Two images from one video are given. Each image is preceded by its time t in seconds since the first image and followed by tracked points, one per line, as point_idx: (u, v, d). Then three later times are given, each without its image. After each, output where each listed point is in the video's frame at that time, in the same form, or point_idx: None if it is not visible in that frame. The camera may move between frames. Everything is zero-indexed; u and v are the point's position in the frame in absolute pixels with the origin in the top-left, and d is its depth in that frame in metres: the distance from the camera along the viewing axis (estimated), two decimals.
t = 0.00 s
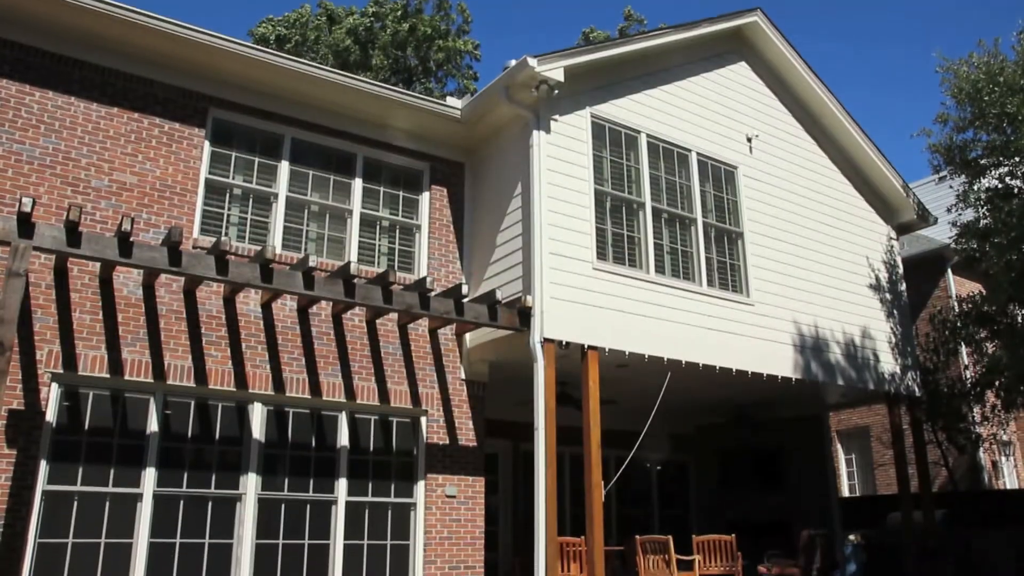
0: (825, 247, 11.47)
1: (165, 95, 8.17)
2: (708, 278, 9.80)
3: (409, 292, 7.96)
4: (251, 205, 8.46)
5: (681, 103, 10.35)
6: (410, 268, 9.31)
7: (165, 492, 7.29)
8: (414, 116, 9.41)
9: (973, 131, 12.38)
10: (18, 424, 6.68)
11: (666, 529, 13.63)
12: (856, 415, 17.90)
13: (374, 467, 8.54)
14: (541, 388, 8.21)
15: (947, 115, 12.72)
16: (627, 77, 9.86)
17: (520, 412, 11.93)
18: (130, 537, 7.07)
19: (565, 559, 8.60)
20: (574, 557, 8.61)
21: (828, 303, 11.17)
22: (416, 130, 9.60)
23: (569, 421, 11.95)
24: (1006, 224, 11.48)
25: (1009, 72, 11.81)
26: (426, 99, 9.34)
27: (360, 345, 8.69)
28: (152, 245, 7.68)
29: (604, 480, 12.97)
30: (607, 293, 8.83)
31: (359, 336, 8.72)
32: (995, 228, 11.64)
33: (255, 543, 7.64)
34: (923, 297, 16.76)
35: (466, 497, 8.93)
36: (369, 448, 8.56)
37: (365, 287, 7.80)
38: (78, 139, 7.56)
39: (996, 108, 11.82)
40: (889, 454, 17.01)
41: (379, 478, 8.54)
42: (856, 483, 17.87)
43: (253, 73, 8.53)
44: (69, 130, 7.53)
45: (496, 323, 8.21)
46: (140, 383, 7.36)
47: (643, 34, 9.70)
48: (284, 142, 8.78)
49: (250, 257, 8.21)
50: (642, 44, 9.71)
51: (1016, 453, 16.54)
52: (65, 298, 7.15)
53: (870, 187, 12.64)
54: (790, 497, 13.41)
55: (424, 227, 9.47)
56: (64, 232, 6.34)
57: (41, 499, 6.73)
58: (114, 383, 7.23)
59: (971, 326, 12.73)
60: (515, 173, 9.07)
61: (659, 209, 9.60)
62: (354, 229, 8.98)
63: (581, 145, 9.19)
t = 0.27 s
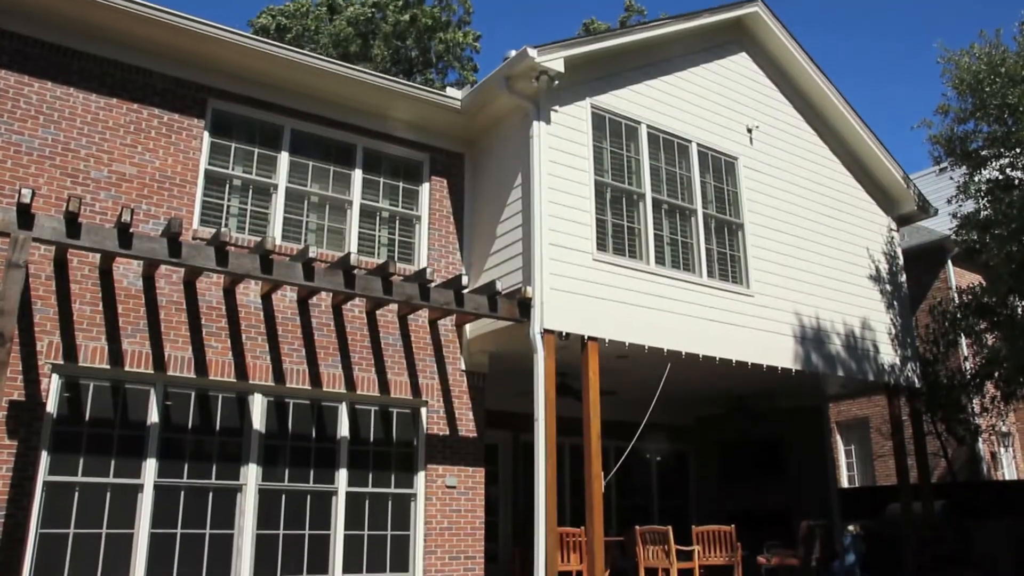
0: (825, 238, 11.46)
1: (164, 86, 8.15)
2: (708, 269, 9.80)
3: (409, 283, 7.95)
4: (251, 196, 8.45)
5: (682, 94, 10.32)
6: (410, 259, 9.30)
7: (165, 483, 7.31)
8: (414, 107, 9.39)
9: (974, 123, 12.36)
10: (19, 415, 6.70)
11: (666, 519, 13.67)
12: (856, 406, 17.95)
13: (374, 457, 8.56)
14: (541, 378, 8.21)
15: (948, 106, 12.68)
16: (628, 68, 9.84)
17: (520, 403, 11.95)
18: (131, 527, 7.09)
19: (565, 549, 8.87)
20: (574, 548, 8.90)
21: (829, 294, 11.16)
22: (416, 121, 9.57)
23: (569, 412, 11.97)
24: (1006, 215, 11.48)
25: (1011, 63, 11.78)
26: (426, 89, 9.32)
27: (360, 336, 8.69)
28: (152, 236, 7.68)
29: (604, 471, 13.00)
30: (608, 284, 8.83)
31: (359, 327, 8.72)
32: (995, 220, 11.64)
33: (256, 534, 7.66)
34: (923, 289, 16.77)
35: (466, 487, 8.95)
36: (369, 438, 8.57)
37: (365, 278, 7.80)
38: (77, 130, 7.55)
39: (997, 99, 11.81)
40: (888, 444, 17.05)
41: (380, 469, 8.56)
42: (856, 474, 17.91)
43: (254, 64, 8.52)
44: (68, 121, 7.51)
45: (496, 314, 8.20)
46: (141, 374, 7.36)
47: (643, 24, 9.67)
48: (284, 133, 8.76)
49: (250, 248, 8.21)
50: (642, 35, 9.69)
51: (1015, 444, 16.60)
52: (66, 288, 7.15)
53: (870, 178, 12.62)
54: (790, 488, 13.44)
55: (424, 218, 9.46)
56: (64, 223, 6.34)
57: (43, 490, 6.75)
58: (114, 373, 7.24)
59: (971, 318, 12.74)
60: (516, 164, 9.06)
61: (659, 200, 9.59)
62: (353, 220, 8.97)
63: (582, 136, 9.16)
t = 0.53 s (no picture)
0: (826, 228, 11.46)
1: (163, 75, 8.13)
2: (708, 259, 9.79)
3: (408, 273, 7.95)
4: (251, 186, 8.43)
5: (682, 84, 10.29)
6: (410, 249, 9.30)
7: (166, 472, 7.33)
8: (414, 96, 9.36)
9: (975, 113, 12.34)
10: (20, 405, 6.72)
11: (665, 509, 13.71)
12: (855, 396, 17.99)
13: (375, 447, 8.57)
14: (542, 368, 8.22)
15: (949, 96, 12.63)
16: (629, 57, 9.81)
17: (520, 393, 11.97)
18: (132, 517, 7.11)
19: (565, 538, 8.92)
20: (574, 536, 8.95)
21: (829, 284, 11.16)
22: (416, 110, 9.55)
23: (569, 402, 11.99)
24: (1006, 205, 11.46)
25: (1013, 53, 11.73)
26: (426, 78, 9.29)
27: (360, 325, 8.70)
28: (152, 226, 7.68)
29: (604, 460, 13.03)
30: (608, 273, 8.82)
31: (359, 317, 8.72)
32: (995, 210, 11.62)
33: (257, 523, 7.68)
34: (923, 279, 16.77)
35: (466, 477, 8.96)
36: (369, 428, 8.58)
37: (365, 268, 7.79)
38: (76, 120, 7.53)
39: (999, 89, 11.77)
40: (888, 434, 17.09)
41: (380, 459, 8.57)
42: (855, 464, 17.96)
43: (253, 53, 8.49)
44: (67, 111, 7.49)
45: (496, 304, 8.20)
46: (141, 364, 7.37)
47: (644, 13, 9.64)
48: (284, 122, 8.74)
49: (250, 238, 8.20)
50: (643, 24, 9.65)
51: (1014, 434, 16.65)
52: (65, 278, 7.16)
53: (870, 167, 12.59)
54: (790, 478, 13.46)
55: (424, 208, 9.44)
56: (63, 214, 6.33)
57: (44, 480, 6.77)
58: (114, 363, 7.25)
59: (971, 308, 12.74)
60: (516, 154, 9.04)
61: (659, 190, 9.57)
62: (353, 210, 8.96)
63: (581, 126, 9.14)
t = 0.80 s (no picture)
0: (826, 218, 11.45)
1: (162, 65, 8.10)
2: (708, 248, 9.79)
3: (408, 263, 7.94)
4: (251, 175, 8.42)
5: (683, 73, 10.26)
6: (410, 238, 9.29)
7: (166, 462, 7.34)
8: (413, 85, 9.33)
9: (976, 102, 12.31)
10: (22, 395, 6.74)
11: (665, 499, 13.74)
12: (855, 386, 18.02)
13: (375, 436, 8.58)
14: (541, 357, 8.23)
15: (951, 85, 12.58)
16: (630, 46, 9.78)
17: (520, 383, 11.99)
18: (133, 506, 7.13)
19: (565, 527, 8.94)
20: (573, 525, 8.98)
21: (829, 274, 11.15)
22: (416, 99, 9.51)
23: (569, 391, 12.01)
24: (1006, 196, 11.44)
25: (1014, 42, 11.68)
26: (426, 67, 9.27)
27: (360, 315, 8.70)
28: (151, 216, 7.67)
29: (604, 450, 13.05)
30: (608, 263, 8.82)
31: (359, 307, 8.72)
32: (995, 200, 11.61)
33: (258, 512, 7.70)
34: (923, 269, 16.77)
35: (466, 466, 8.99)
36: (370, 417, 8.59)
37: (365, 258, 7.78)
38: (75, 109, 7.51)
39: (1000, 78, 11.73)
40: (887, 424, 17.13)
41: (380, 448, 8.58)
42: (854, 453, 18.00)
43: (252, 42, 8.45)
44: (66, 100, 7.48)
45: (496, 293, 8.19)
46: (141, 353, 7.37)
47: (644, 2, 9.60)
48: (283, 111, 8.72)
49: (250, 227, 8.20)
50: (643, 13, 9.62)
51: (1013, 424, 16.70)
52: (65, 268, 7.16)
53: (871, 157, 12.56)
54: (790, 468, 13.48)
55: (424, 197, 9.43)
56: (62, 203, 6.32)
57: (45, 469, 6.79)
58: (115, 353, 7.25)
59: (971, 298, 12.73)
60: (516, 143, 9.02)
61: (659, 179, 9.56)
62: (353, 199, 8.94)
63: (581, 115, 9.12)
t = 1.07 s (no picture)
0: (827, 208, 11.44)
1: (161, 54, 8.07)
2: (709, 238, 9.78)
3: (408, 252, 7.92)
4: (250, 165, 8.40)
5: (683, 62, 10.23)
6: (410, 228, 9.28)
7: (168, 451, 7.36)
8: (413, 75, 9.30)
9: (977, 91, 12.29)
10: (23, 384, 6.75)
11: (665, 488, 13.77)
12: (854, 375, 18.05)
13: (375, 425, 8.58)
14: (541, 347, 8.25)
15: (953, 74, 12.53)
16: (630, 34, 9.74)
17: (520, 372, 12.00)
18: (134, 495, 7.15)
19: (565, 516, 8.97)
20: (573, 514, 9.01)
21: (829, 263, 11.15)
22: (416, 88, 9.48)
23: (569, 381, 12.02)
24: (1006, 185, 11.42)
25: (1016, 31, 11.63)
26: (426, 56, 9.23)
27: (360, 304, 8.69)
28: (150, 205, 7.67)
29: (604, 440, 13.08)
30: (608, 252, 8.82)
31: (359, 297, 8.72)
32: (996, 189, 11.60)
33: (259, 500, 7.73)
34: (923, 259, 16.77)
35: (466, 455, 9.00)
36: (370, 406, 8.60)
37: (365, 247, 7.77)
38: (73, 98, 7.49)
39: (1001, 67, 11.69)
40: (886, 414, 17.17)
41: (380, 437, 8.59)
42: (853, 442, 18.04)
43: (251, 31, 8.41)
44: (64, 89, 7.46)
45: (496, 283, 8.19)
46: (142, 343, 7.38)
47: None
48: (283, 100, 8.69)
49: (250, 217, 8.19)
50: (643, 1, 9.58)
51: (1011, 413, 16.75)
52: (65, 258, 7.15)
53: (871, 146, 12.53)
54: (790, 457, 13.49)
55: (424, 186, 9.41)
56: (61, 193, 6.30)
57: (46, 459, 6.81)
58: (115, 342, 7.26)
59: (971, 288, 12.74)
60: (516, 133, 9.00)
61: (660, 168, 9.55)
62: (353, 189, 8.93)
63: (582, 104, 9.10)
